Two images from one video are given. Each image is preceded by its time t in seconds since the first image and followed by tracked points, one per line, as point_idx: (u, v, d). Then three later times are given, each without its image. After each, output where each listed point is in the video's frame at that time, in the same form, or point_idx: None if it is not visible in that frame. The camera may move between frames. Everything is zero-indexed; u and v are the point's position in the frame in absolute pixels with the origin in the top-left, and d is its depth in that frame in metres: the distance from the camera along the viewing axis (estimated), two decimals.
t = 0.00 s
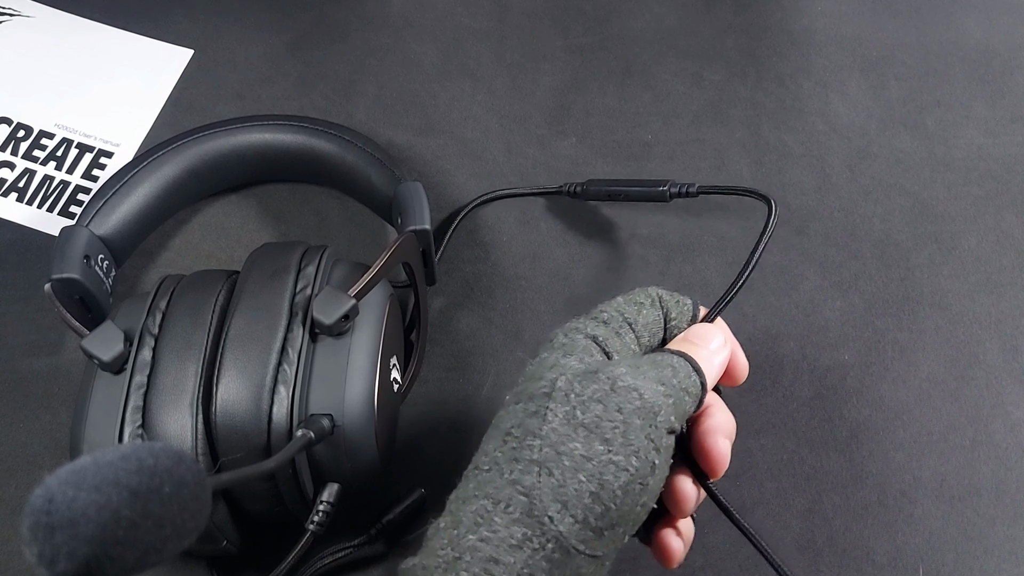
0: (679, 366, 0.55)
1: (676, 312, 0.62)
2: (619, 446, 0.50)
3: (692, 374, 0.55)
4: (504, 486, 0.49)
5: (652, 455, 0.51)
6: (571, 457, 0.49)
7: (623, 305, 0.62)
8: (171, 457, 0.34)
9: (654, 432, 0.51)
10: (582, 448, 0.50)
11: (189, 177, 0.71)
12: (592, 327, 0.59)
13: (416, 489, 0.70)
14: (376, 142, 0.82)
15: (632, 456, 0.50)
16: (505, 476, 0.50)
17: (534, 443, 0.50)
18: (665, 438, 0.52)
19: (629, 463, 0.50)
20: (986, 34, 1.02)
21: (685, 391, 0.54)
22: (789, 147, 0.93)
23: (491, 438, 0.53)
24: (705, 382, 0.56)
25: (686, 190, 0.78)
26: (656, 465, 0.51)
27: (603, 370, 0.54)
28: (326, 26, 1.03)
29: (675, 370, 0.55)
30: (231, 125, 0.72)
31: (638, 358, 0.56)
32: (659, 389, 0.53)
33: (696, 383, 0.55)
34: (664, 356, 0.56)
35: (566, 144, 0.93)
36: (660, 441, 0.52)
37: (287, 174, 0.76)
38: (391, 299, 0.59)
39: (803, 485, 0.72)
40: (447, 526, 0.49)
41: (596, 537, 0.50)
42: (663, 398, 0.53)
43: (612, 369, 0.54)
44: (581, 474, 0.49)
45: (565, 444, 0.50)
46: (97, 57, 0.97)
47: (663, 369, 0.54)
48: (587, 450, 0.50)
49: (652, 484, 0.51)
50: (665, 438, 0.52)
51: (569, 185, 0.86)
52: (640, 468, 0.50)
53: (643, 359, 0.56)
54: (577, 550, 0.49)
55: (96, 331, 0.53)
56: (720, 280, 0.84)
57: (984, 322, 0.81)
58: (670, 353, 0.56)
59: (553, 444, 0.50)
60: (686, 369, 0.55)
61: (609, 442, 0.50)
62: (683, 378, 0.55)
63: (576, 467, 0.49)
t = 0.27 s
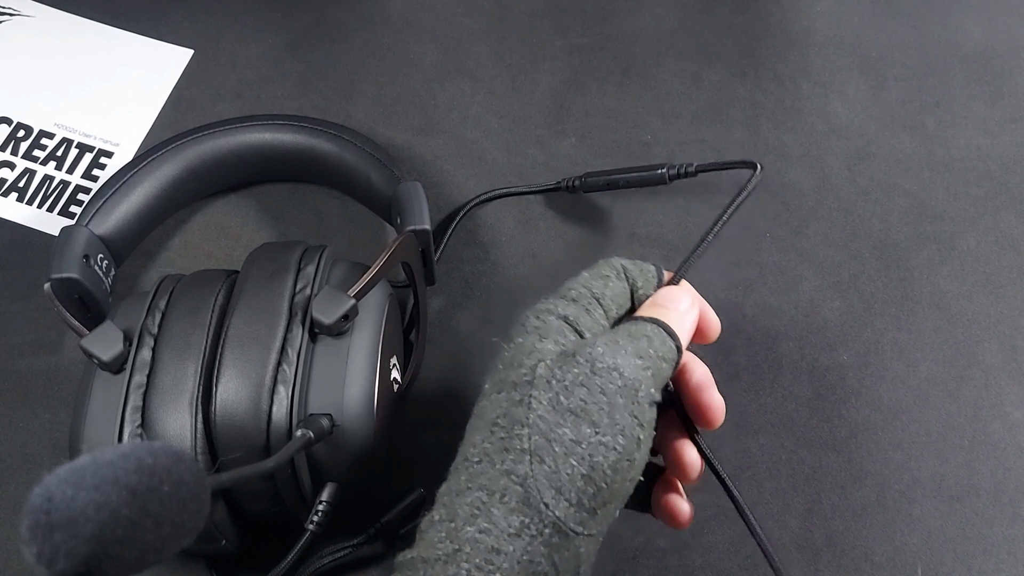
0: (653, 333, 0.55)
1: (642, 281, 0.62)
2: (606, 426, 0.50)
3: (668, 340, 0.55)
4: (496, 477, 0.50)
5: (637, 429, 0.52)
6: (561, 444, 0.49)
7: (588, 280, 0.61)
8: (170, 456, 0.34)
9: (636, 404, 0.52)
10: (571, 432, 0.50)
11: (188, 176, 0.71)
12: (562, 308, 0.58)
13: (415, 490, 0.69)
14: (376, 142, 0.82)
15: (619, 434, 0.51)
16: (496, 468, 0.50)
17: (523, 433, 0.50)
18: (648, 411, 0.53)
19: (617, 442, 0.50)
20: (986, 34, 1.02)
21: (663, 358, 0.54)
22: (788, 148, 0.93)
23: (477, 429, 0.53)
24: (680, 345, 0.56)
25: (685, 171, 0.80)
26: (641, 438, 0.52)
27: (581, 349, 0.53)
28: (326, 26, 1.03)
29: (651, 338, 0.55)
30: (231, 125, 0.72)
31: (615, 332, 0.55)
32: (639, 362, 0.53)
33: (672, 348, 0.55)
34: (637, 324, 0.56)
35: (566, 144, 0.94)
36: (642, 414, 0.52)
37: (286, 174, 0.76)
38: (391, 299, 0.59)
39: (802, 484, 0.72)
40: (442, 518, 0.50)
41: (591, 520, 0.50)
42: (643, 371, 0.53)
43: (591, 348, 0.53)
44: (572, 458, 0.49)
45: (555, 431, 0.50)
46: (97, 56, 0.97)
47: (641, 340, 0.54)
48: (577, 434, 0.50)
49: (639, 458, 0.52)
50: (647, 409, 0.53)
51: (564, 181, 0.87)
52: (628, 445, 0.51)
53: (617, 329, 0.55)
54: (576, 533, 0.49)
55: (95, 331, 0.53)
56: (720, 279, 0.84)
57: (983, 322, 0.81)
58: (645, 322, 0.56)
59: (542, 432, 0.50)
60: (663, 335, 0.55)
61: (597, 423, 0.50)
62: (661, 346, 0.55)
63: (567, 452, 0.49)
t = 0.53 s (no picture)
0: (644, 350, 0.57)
1: (628, 311, 0.63)
2: (595, 430, 0.52)
3: (653, 351, 0.57)
4: (496, 490, 0.50)
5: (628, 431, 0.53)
6: (552, 450, 0.50)
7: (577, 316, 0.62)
8: (170, 458, 0.34)
9: (625, 408, 0.53)
10: (564, 440, 0.51)
11: (189, 177, 0.71)
12: (556, 338, 0.59)
13: (414, 490, 0.69)
14: (376, 143, 0.82)
15: (609, 436, 0.52)
16: (495, 482, 0.51)
17: (517, 445, 0.51)
18: (639, 417, 0.54)
19: (608, 443, 0.51)
20: (986, 35, 1.02)
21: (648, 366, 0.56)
22: (789, 149, 0.93)
23: (482, 452, 0.54)
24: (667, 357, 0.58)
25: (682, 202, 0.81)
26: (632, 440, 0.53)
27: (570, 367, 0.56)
28: (326, 26, 1.03)
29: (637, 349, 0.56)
30: (231, 125, 0.72)
31: (600, 350, 0.57)
32: (624, 371, 0.54)
33: (659, 360, 0.56)
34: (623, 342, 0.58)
35: (566, 145, 0.94)
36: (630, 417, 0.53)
37: (287, 174, 0.76)
38: (391, 300, 0.59)
39: (803, 486, 0.72)
40: (451, 538, 0.50)
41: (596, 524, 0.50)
42: (628, 379, 0.54)
43: (578, 366, 0.55)
44: (567, 463, 0.50)
45: (545, 439, 0.51)
46: (97, 57, 0.97)
47: (624, 352, 0.56)
48: (568, 441, 0.51)
49: (635, 460, 0.52)
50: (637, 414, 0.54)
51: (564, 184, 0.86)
52: (620, 446, 0.52)
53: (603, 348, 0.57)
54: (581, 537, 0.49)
55: (95, 332, 0.52)
56: (721, 280, 0.84)
57: (984, 323, 0.81)
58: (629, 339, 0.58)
59: (533, 442, 0.51)
60: (648, 347, 0.57)
61: (587, 429, 0.52)
62: (645, 358, 0.56)
63: (559, 458, 0.50)
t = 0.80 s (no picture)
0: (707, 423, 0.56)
1: (673, 380, 0.62)
2: (696, 517, 0.51)
3: (724, 438, 0.56)
4: (597, 572, 0.48)
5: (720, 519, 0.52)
6: (658, 534, 0.50)
7: (624, 380, 0.61)
8: (171, 458, 0.34)
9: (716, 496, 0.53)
10: (668, 525, 0.50)
11: (189, 177, 0.71)
12: (618, 406, 0.58)
13: (416, 490, 0.69)
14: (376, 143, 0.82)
15: (708, 524, 0.51)
16: (593, 560, 0.48)
17: (616, 524, 0.50)
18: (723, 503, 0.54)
19: (708, 531, 0.51)
20: (986, 35, 1.02)
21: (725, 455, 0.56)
22: (789, 149, 0.93)
23: (562, 525, 0.52)
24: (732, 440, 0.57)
25: (673, 233, 0.82)
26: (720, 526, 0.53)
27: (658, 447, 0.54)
28: (327, 26, 1.03)
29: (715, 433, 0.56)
30: (231, 125, 0.72)
31: (676, 430, 0.56)
32: (713, 459, 0.54)
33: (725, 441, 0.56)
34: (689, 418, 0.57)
35: (566, 145, 0.94)
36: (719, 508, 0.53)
37: (287, 175, 0.76)
38: (391, 300, 0.59)
39: (803, 486, 0.72)
40: None
41: None
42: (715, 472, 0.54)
43: (666, 448, 0.54)
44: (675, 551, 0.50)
45: (648, 523, 0.50)
46: (97, 56, 0.97)
47: (708, 436, 0.55)
48: (672, 527, 0.50)
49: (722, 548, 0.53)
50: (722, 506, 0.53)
51: (565, 185, 0.87)
52: (718, 533, 0.52)
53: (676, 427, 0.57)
54: None
55: (95, 331, 0.53)
56: (721, 280, 0.84)
57: (984, 323, 0.81)
58: (701, 421, 0.56)
59: (637, 524, 0.50)
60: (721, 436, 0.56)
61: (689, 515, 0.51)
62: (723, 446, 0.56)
63: (664, 543, 0.49)
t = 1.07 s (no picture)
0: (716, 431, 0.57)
1: (682, 387, 0.63)
2: (722, 531, 0.51)
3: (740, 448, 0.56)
4: None
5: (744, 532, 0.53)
6: (688, 550, 0.50)
7: (636, 386, 0.62)
8: (170, 458, 0.34)
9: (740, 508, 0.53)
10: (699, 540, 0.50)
11: (189, 177, 0.71)
12: (636, 414, 0.58)
13: (415, 490, 0.69)
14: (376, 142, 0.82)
15: (734, 538, 0.51)
16: None
17: (646, 541, 0.50)
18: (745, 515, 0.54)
19: (734, 546, 0.51)
20: (986, 35, 1.02)
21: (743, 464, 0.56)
22: (789, 149, 0.93)
23: (589, 538, 0.52)
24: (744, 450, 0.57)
25: (672, 233, 0.82)
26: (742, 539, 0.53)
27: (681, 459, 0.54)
28: (327, 26, 1.03)
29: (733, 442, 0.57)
30: (231, 125, 0.72)
31: (698, 440, 0.56)
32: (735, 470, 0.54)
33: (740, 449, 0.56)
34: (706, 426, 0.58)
35: (566, 145, 0.94)
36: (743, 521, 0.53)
37: (287, 175, 0.76)
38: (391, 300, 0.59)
39: (803, 486, 0.72)
40: None
41: None
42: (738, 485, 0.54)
43: (690, 460, 0.54)
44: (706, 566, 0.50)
45: (677, 538, 0.50)
46: (97, 56, 0.97)
47: (728, 447, 0.55)
48: (701, 542, 0.50)
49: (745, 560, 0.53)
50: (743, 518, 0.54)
51: (565, 186, 0.87)
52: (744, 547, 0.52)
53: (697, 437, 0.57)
54: None
55: (95, 331, 0.52)
56: (721, 280, 0.84)
57: (984, 323, 0.81)
58: (715, 431, 0.56)
59: (667, 540, 0.50)
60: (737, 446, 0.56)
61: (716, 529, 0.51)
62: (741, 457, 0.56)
63: (693, 559, 0.50)
